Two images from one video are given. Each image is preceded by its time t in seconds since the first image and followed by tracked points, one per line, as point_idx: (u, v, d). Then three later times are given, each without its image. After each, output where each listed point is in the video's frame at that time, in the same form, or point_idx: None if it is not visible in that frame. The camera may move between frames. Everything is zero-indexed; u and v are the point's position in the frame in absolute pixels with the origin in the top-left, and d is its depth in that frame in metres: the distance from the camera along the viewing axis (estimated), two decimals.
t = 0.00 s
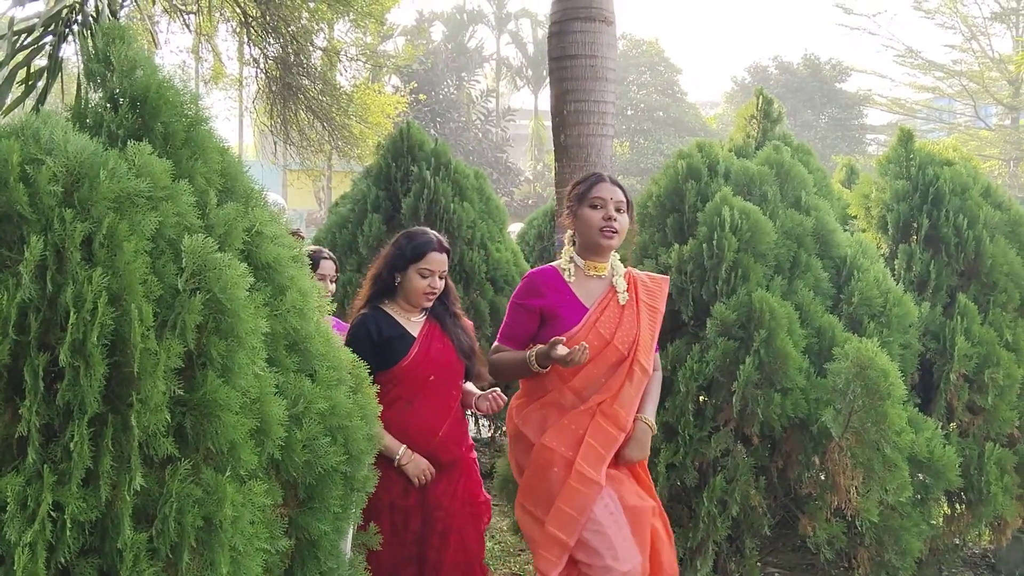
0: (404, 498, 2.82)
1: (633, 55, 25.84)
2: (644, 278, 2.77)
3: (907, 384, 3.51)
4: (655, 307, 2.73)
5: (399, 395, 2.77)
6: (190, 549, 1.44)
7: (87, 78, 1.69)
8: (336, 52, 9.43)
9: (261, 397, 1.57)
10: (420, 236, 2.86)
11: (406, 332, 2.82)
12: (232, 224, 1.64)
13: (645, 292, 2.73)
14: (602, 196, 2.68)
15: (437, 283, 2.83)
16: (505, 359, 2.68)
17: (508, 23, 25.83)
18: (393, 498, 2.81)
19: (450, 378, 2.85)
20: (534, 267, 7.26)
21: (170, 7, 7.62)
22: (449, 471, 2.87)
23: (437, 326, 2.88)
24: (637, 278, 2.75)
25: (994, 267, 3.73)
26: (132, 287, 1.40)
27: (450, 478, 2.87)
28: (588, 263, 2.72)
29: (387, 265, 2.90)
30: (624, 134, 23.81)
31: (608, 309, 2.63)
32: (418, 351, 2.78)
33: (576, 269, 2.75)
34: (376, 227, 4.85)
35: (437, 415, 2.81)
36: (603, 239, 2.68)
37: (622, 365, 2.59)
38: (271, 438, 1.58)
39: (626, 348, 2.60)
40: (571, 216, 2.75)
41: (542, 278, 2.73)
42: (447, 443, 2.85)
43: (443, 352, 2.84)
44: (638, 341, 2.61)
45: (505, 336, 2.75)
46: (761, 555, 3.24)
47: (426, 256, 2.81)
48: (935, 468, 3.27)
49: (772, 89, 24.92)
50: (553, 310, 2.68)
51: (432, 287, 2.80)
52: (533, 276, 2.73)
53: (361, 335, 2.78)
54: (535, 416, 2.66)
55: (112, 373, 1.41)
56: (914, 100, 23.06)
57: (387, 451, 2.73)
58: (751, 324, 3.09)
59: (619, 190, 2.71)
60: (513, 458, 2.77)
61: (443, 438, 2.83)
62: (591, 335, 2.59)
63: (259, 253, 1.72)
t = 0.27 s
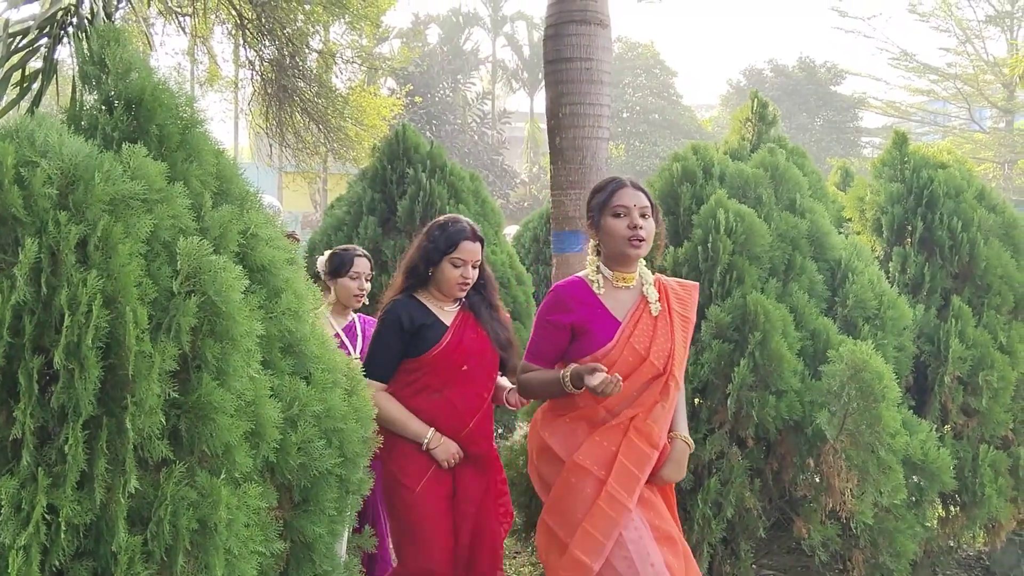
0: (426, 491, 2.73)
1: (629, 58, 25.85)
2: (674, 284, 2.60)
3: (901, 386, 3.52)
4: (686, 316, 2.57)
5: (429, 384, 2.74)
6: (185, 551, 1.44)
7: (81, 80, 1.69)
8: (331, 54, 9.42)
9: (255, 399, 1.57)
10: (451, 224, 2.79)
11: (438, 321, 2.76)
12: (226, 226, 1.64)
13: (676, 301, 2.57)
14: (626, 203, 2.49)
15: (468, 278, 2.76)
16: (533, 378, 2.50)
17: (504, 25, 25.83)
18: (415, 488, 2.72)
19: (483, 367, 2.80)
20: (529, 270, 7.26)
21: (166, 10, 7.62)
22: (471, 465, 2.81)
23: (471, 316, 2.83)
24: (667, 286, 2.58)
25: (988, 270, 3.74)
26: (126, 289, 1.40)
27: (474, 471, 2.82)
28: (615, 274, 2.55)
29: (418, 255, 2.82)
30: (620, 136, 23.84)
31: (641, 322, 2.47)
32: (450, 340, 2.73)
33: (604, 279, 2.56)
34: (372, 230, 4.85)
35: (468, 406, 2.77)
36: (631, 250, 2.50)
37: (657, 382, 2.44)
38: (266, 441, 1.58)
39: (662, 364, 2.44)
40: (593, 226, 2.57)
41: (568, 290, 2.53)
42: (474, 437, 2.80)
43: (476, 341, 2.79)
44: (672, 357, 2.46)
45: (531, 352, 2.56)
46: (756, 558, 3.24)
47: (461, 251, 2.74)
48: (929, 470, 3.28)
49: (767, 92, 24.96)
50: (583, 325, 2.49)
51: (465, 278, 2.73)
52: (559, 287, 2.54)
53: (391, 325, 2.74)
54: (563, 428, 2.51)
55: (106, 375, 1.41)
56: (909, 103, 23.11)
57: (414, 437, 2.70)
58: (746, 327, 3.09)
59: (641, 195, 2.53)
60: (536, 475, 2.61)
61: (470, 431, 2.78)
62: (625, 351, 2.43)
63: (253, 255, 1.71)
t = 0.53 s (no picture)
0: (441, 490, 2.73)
1: (624, 61, 25.87)
2: (724, 291, 2.49)
3: (896, 389, 3.53)
4: (737, 327, 2.46)
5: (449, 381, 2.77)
6: (179, 555, 1.44)
7: (76, 83, 1.69)
8: (327, 56, 9.42)
9: (250, 403, 1.57)
10: (468, 216, 2.87)
11: (459, 314, 2.81)
12: (221, 229, 1.64)
13: (726, 311, 2.46)
14: (651, 203, 2.43)
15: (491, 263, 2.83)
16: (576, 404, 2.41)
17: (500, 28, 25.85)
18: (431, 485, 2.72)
19: (506, 366, 2.82)
20: (524, 273, 7.27)
21: (161, 12, 7.61)
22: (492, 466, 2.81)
23: (495, 313, 2.87)
24: (716, 294, 2.48)
25: (982, 273, 3.75)
26: (121, 293, 1.40)
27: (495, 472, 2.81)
28: (656, 285, 2.46)
29: (436, 250, 2.89)
30: (615, 139, 23.86)
31: (689, 339, 2.36)
32: (473, 336, 2.77)
33: (645, 292, 2.48)
34: (367, 232, 4.85)
35: (490, 403, 2.80)
36: (666, 252, 2.41)
37: (708, 404, 2.32)
38: (260, 444, 1.58)
39: (712, 384, 2.32)
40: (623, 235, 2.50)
41: (608, 306, 2.43)
42: (493, 437, 2.81)
43: (498, 339, 2.82)
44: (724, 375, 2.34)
45: (570, 374, 2.46)
46: (750, 560, 3.24)
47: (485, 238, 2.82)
48: (923, 473, 3.28)
49: (762, 95, 24.99)
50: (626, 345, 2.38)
51: (488, 265, 2.80)
52: (599, 302, 2.43)
53: (412, 317, 2.77)
54: (606, 453, 2.41)
55: (100, 378, 1.41)
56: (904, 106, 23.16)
57: (429, 427, 2.73)
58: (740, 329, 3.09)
59: (668, 193, 2.46)
60: (577, 500, 2.51)
61: (491, 431, 2.80)
62: (674, 373, 2.32)
63: (248, 258, 1.72)
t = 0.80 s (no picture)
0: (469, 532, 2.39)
1: (619, 64, 25.89)
2: (762, 257, 2.39)
3: (890, 392, 3.53)
4: (778, 290, 2.34)
5: (481, 412, 2.40)
6: (173, 558, 1.44)
7: (71, 86, 1.69)
8: (322, 59, 9.42)
9: (245, 406, 1.57)
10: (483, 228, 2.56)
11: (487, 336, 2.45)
12: (216, 233, 1.64)
13: (764, 274, 2.35)
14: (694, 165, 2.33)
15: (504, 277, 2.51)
16: (607, 377, 2.30)
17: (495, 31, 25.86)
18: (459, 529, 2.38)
19: (538, 394, 2.47)
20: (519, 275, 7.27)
21: (157, 15, 7.61)
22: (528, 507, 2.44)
23: (526, 333, 2.52)
24: (752, 259, 2.37)
25: (976, 276, 3.76)
26: (116, 296, 1.40)
27: (529, 513, 2.45)
28: (688, 251, 2.35)
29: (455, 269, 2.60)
30: (611, 142, 23.88)
31: (724, 301, 2.26)
32: (503, 360, 2.41)
33: (675, 259, 2.37)
34: (362, 235, 4.85)
35: (520, 436, 2.43)
36: (700, 216, 2.31)
37: (750, 369, 2.18)
38: (255, 447, 1.58)
39: (753, 347, 2.20)
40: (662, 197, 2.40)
41: (636, 277, 2.33)
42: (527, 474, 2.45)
43: (530, 363, 2.46)
44: (765, 337, 2.21)
45: (598, 350, 2.35)
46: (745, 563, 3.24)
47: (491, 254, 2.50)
48: (918, 476, 3.29)
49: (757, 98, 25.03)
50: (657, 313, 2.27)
51: (509, 272, 2.47)
52: (623, 273, 2.34)
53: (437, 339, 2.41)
54: (648, 449, 2.25)
55: (95, 382, 1.41)
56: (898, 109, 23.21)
57: (459, 469, 2.36)
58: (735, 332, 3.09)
59: (716, 158, 2.35)
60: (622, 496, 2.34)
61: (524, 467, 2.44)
62: (710, 337, 2.20)
63: (243, 261, 1.72)
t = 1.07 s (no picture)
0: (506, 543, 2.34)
1: (615, 66, 25.91)
2: (814, 279, 2.10)
3: (885, 395, 3.54)
4: (830, 313, 2.06)
5: (518, 411, 2.35)
6: (167, 561, 1.44)
7: (65, 88, 1.69)
8: (317, 60, 9.41)
9: (239, 408, 1.56)
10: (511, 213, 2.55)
11: (524, 330, 2.39)
12: (211, 235, 1.64)
13: (816, 295, 2.07)
14: (751, 177, 2.02)
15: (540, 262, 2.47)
16: (641, 408, 1.98)
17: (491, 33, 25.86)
18: (492, 536, 2.34)
19: (575, 389, 2.41)
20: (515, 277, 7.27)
21: (151, 17, 7.60)
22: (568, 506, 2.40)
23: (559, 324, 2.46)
24: (802, 279, 2.08)
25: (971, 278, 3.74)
26: (110, 298, 1.39)
27: (568, 517, 2.39)
28: (731, 268, 2.05)
29: (480, 258, 2.55)
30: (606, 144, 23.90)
31: (771, 322, 1.97)
32: (541, 354, 2.35)
33: (716, 275, 2.07)
34: (358, 237, 4.84)
35: (557, 432, 2.38)
36: (750, 233, 2.00)
37: (802, 398, 1.90)
38: (250, 450, 1.58)
39: (803, 373, 1.92)
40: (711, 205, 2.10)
41: (674, 291, 2.01)
42: (566, 473, 2.40)
43: (567, 358, 2.39)
44: (818, 362, 1.93)
45: (628, 375, 2.02)
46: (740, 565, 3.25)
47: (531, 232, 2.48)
48: (912, 478, 3.29)
49: (752, 100, 25.07)
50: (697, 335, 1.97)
51: (548, 251, 2.44)
52: (659, 285, 2.03)
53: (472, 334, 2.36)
54: (689, 482, 1.97)
55: (89, 384, 1.40)
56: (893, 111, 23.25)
57: (494, 476, 2.31)
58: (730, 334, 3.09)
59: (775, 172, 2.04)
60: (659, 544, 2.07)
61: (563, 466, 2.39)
62: (756, 362, 1.92)
63: (238, 263, 1.71)
